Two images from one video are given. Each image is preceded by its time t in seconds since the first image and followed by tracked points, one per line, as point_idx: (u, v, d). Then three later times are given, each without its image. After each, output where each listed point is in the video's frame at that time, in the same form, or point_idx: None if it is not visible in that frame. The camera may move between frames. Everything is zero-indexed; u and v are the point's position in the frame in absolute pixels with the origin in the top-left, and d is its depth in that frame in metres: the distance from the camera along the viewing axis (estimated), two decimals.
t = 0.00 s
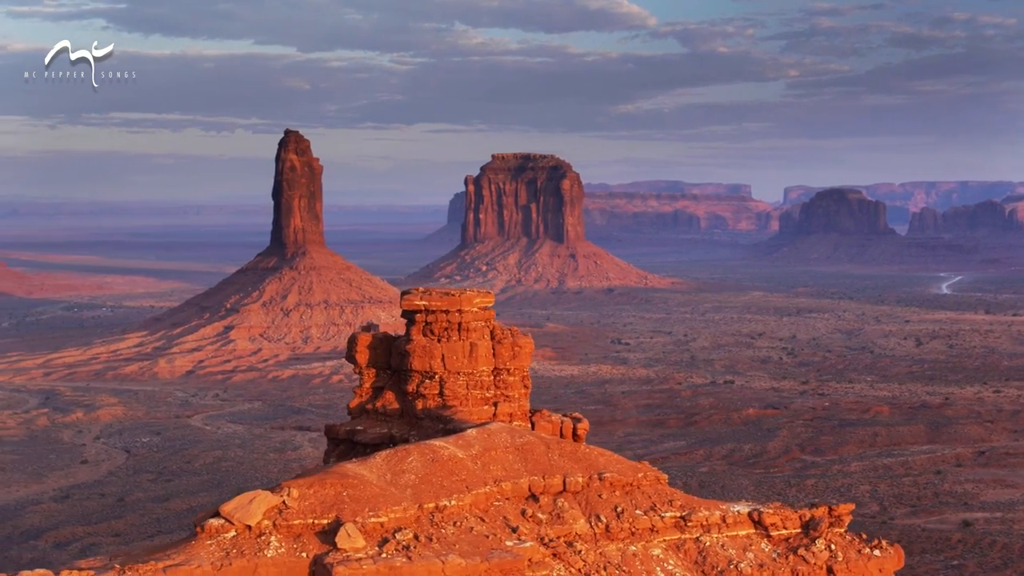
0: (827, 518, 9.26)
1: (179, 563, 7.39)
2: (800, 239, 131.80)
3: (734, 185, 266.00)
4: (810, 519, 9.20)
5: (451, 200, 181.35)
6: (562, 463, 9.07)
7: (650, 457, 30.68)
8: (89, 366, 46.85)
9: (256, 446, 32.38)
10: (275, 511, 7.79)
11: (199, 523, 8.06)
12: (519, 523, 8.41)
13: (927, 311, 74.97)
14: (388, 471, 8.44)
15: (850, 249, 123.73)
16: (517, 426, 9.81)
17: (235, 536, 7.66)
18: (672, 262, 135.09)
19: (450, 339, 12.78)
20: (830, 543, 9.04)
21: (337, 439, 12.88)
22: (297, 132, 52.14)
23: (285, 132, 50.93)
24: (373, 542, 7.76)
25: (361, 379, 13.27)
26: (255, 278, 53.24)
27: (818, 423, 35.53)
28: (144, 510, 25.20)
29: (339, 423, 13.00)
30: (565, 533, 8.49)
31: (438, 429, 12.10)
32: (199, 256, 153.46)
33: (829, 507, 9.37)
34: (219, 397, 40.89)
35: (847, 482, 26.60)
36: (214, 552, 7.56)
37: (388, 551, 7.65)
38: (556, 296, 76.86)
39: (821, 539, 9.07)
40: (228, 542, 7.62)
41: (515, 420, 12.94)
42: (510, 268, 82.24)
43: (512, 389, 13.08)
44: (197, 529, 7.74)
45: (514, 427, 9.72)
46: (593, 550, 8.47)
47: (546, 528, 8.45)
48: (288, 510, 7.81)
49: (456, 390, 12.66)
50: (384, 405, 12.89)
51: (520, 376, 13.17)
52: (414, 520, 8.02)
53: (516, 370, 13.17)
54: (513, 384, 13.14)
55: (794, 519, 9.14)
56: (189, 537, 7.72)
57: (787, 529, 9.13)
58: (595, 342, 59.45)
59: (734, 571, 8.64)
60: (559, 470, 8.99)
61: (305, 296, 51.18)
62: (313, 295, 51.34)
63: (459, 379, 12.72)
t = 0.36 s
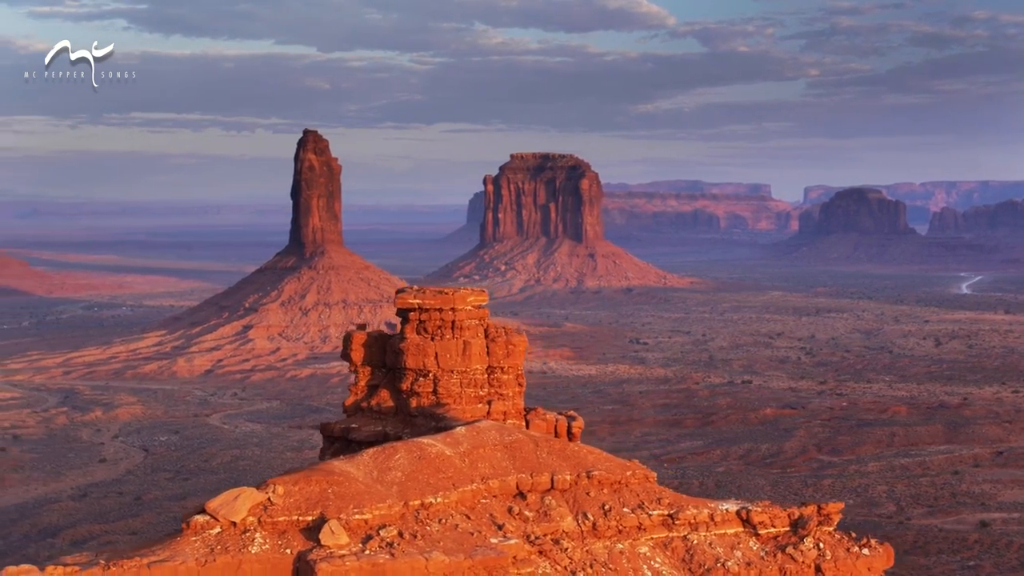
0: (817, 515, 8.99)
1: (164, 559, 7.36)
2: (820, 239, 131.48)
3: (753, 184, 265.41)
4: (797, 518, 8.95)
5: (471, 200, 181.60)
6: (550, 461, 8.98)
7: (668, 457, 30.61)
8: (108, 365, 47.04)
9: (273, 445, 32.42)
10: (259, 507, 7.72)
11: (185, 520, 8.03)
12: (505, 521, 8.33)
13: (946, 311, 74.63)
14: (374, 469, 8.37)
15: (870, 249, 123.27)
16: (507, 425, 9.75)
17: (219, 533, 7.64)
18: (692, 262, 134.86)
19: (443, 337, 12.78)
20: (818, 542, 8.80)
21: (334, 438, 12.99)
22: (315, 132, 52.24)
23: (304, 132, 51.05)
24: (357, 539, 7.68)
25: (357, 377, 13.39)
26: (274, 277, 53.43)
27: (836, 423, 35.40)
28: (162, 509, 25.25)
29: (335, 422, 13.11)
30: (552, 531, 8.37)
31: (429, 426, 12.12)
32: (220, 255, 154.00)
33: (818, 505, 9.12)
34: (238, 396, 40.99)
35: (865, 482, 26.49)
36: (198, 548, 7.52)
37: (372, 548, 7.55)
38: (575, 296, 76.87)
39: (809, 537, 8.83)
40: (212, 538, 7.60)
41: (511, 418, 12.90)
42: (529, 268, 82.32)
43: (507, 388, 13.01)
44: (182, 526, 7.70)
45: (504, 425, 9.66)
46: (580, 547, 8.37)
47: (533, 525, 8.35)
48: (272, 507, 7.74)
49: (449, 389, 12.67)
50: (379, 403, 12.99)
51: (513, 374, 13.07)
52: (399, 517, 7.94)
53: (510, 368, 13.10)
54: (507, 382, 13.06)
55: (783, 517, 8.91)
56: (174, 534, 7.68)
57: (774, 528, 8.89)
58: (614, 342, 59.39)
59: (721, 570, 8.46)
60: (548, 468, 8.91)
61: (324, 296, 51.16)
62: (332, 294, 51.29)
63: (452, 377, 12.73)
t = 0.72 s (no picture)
0: (806, 514, 9.09)
1: (152, 554, 7.49)
2: (840, 238, 131.03)
3: (773, 184, 264.46)
4: (789, 515, 9.05)
5: (489, 200, 181.51)
6: (541, 458, 9.04)
7: (685, 457, 30.57)
8: (127, 363, 47.30)
9: (291, 444, 32.52)
10: (246, 504, 7.87)
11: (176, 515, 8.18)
12: (492, 519, 8.43)
13: (966, 311, 74.26)
14: (363, 466, 8.46)
15: (890, 249, 122.72)
16: (498, 421, 9.83)
17: (207, 529, 7.79)
18: (711, 262, 134.57)
19: (437, 335, 12.98)
20: (808, 541, 8.90)
21: (329, 436, 13.12)
22: (334, 131, 52.38)
23: (323, 131, 51.21)
24: (343, 535, 7.82)
25: (353, 375, 13.55)
26: (293, 277, 53.55)
27: (853, 423, 35.30)
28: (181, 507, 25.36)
29: (331, 420, 13.25)
30: (541, 528, 8.48)
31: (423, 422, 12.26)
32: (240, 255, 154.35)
33: (809, 504, 9.21)
34: (256, 395, 41.12)
35: (882, 482, 26.44)
36: (186, 543, 7.67)
37: (357, 545, 7.70)
38: (595, 295, 76.83)
39: (799, 535, 8.92)
40: (199, 534, 7.74)
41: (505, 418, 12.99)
42: (548, 267, 82.32)
43: (502, 386, 13.13)
44: (170, 521, 7.84)
45: (496, 422, 9.73)
46: (567, 545, 8.48)
47: (521, 523, 8.47)
48: (260, 504, 7.90)
49: (444, 386, 12.81)
50: (375, 401, 13.15)
51: (510, 372, 13.24)
52: (385, 515, 8.08)
53: (506, 366, 13.23)
54: (502, 381, 13.21)
55: (773, 515, 8.98)
56: (162, 529, 7.83)
57: (765, 526, 8.97)
58: (631, 341, 59.34)
59: (708, 569, 8.59)
60: (537, 465, 8.98)
61: (343, 296, 50.82)
62: (351, 293, 50.87)
63: (447, 375, 12.88)
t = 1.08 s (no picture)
0: (798, 513, 9.29)
1: (141, 552, 7.63)
2: (858, 238, 130.57)
3: (791, 184, 263.77)
4: (780, 514, 9.25)
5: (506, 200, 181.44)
6: (532, 456, 9.10)
7: (700, 456, 30.52)
8: (144, 362, 47.50)
9: (307, 444, 32.57)
10: (235, 501, 7.99)
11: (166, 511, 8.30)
12: (482, 515, 8.53)
13: (984, 311, 73.94)
14: (353, 463, 8.53)
15: (909, 248, 122.24)
16: (492, 417, 9.87)
17: (196, 525, 7.89)
18: (728, 262, 134.25)
19: (434, 334, 13.11)
20: (799, 539, 9.09)
21: (327, 434, 13.25)
22: (350, 131, 52.50)
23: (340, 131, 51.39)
24: (331, 532, 7.93)
25: (351, 373, 13.69)
26: (310, 276, 53.59)
27: (870, 423, 35.22)
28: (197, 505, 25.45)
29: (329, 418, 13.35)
30: (531, 526, 8.59)
31: (418, 421, 12.41)
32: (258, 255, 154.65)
33: (800, 503, 9.41)
34: (272, 395, 41.22)
35: (899, 482, 26.37)
36: (175, 540, 7.80)
37: (345, 542, 7.81)
38: (612, 294, 76.79)
39: (791, 534, 9.11)
40: (188, 531, 7.85)
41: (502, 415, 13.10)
42: (565, 267, 82.27)
43: (499, 385, 13.27)
44: (160, 518, 7.96)
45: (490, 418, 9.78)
46: (558, 543, 8.58)
47: (511, 520, 8.56)
48: (249, 500, 8.01)
49: (440, 384, 12.97)
50: (372, 399, 13.27)
51: (507, 371, 13.36)
52: (374, 512, 8.18)
53: (503, 365, 13.38)
54: (500, 378, 13.33)
55: (764, 513, 9.18)
56: (152, 525, 7.95)
57: (757, 524, 9.17)
58: (648, 341, 59.30)
59: (700, 567, 8.74)
60: (529, 462, 9.04)
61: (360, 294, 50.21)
62: (367, 293, 50.34)
63: (443, 374, 13.04)
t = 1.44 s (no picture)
0: (790, 512, 9.49)
1: (130, 547, 7.81)
2: (879, 238, 129.98)
3: (812, 184, 262.86)
4: (771, 513, 9.45)
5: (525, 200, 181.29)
6: (524, 454, 9.30)
7: (718, 457, 30.46)
8: (163, 362, 47.71)
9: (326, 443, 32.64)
10: (224, 498, 8.18)
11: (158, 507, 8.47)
12: (472, 513, 8.73)
13: (1005, 312, 73.56)
14: (344, 460, 8.74)
15: (930, 249, 121.61)
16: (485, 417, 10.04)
17: (185, 521, 8.07)
18: (748, 262, 133.83)
19: (430, 333, 13.24)
20: (790, 537, 9.27)
21: (325, 432, 13.34)
22: (369, 131, 52.48)
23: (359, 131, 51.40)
24: (320, 528, 8.13)
25: (349, 371, 13.75)
26: (329, 276, 53.48)
27: (889, 423, 35.13)
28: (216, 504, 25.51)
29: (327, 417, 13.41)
30: (521, 524, 8.81)
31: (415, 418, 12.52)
32: (277, 254, 154.87)
33: (792, 501, 9.60)
34: (290, 394, 41.34)
35: (917, 482, 26.29)
36: (164, 535, 7.96)
37: (333, 538, 8.01)
38: (631, 294, 76.72)
39: (781, 531, 9.32)
40: (177, 527, 8.02)
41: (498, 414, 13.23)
42: (584, 267, 82.22)
43: (496, 383, 13.39)
44: (150, 514, 8.13)
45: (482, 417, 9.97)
46: (548, 540, 8.78)
47: (502, 518, 8.77)
48: (238, 497, 8.20)
49: (437, 383, 13.13)
50: (370, 397, 13.36)
51: (503, 369, 13.46)
52: (363, 509, 8.37)
53: (500, 363, 13.50)
54: (496, 377, 13.44)
55: (756, 512, 9.38)
56: (142, 521, 8.12)
57: (748, 522, 9.37)
58: (667, 341, 59.19)
59: (690, 564, 8.91)
60: (520, 460, 9.24)
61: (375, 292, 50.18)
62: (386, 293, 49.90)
63: (440, 371, 13.18)
